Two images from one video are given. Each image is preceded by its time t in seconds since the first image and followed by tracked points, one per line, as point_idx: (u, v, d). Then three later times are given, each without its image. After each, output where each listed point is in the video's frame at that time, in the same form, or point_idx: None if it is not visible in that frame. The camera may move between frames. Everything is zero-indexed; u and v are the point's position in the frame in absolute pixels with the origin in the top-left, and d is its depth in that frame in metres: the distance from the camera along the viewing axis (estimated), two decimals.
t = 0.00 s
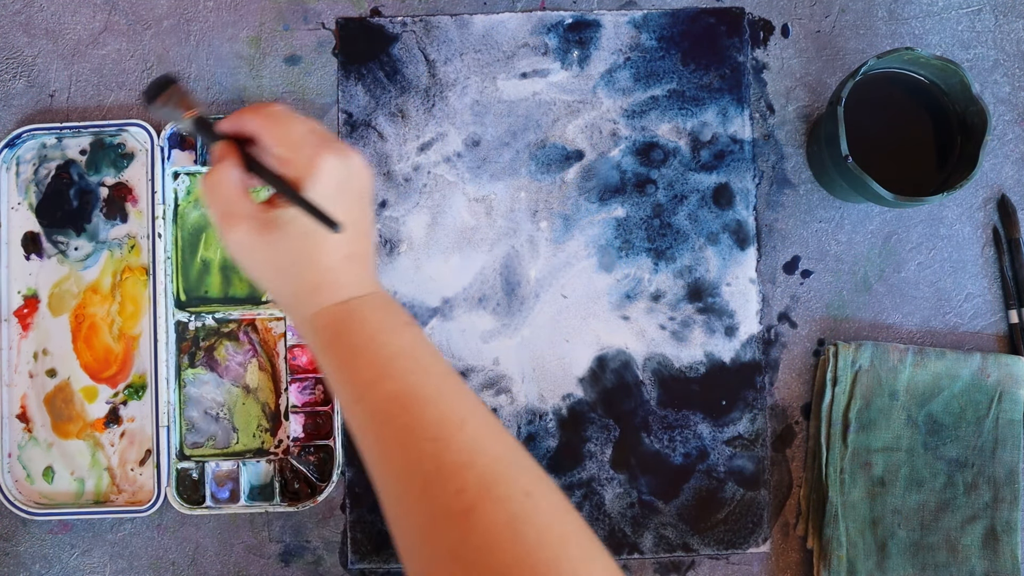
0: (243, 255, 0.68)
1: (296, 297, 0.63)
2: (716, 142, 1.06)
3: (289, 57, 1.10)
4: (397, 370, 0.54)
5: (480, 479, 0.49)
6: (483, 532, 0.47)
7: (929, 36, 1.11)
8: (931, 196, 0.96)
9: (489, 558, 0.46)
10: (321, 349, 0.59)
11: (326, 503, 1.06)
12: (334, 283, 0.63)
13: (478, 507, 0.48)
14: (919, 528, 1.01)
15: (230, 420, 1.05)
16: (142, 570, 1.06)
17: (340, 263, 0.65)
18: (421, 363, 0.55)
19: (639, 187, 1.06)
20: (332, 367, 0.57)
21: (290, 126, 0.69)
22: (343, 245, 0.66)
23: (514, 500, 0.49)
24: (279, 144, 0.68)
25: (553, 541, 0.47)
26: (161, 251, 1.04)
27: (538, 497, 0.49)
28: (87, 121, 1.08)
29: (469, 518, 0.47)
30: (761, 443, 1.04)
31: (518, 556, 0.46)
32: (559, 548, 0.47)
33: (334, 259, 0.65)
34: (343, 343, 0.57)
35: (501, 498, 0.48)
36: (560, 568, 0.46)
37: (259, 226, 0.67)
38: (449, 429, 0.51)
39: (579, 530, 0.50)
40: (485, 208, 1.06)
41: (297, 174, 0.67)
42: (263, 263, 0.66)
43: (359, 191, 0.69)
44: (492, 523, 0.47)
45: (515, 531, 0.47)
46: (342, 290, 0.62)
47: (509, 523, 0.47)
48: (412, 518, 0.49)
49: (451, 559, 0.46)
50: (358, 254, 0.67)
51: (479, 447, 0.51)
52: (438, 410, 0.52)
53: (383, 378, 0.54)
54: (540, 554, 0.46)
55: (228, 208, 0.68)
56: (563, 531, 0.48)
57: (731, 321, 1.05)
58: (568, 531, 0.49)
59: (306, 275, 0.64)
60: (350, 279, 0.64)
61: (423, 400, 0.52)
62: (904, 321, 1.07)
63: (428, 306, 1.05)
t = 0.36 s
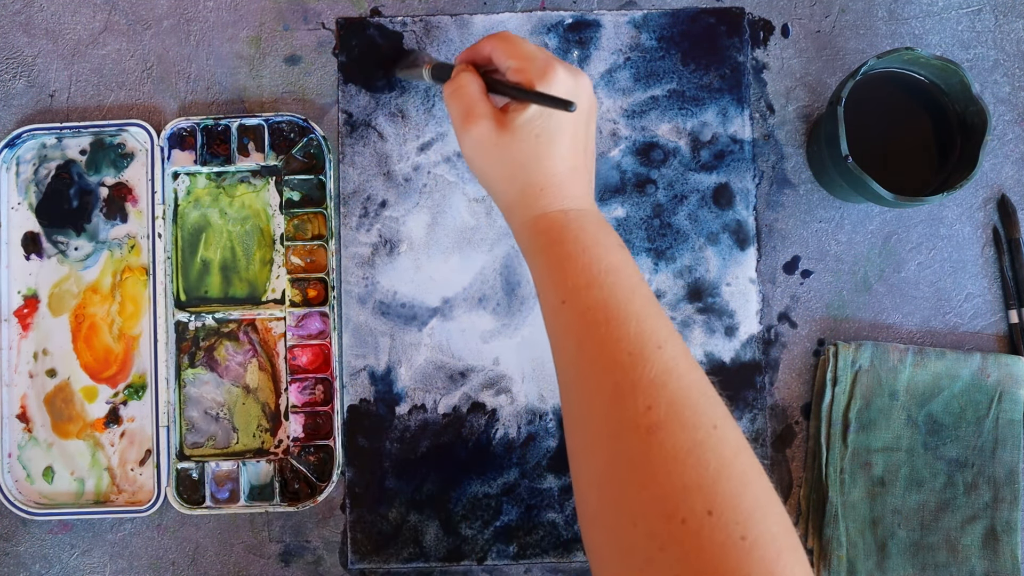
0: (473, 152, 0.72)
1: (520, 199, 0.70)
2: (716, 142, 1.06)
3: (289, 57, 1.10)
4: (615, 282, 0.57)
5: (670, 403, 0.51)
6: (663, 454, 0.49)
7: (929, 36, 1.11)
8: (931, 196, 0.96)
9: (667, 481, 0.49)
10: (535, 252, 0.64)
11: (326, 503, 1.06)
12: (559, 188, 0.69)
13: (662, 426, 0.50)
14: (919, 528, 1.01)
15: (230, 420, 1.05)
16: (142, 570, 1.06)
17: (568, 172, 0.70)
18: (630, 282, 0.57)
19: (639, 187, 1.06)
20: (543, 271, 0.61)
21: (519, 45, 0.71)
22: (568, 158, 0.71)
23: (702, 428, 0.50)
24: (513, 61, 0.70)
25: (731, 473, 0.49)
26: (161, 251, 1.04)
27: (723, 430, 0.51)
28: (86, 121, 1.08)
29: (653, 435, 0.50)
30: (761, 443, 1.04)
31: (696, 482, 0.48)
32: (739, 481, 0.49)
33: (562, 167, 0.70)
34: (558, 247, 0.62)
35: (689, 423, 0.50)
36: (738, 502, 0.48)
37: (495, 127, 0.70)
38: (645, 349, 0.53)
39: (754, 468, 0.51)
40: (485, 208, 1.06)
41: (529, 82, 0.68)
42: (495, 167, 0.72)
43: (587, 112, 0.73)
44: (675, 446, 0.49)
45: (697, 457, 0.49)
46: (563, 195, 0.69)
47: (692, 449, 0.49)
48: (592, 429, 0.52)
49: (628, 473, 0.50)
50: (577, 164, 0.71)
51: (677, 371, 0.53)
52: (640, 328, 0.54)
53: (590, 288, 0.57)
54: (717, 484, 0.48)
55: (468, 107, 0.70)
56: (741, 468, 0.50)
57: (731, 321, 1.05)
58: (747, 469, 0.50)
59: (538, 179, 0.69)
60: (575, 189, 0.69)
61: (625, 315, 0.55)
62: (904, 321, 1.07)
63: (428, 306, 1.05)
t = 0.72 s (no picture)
0: (471, 163, 0.73)
1: (518, 202, 0.69)
2: (716, 142, 1.06)
3: (289, 57, 1.10)
4: (614, 273, 0.57)
5: (676, 385, 0.51)
6: (672, 434, 0.50)
7: (929, 36, 1.11)
8: (931, 195, 0.96)
9: (678, 462, 0.49)
10: (535, 251, 0.64)
11: (326, 503, 1.06)
12: (557, 189, 0.68)
13: (668, 408, 0.51)
14: (919, 528, 1.01)
15: (230, 420, 1.05)
16: (142, 570, 1.06)
17: (566, 173, 0.69)
18: (629, 270, 0.57)
19: (639, 187, 1.06)
20: (544, 268, 0.61)
21: (514, 56, 0.68)
22: (566, 161, 0.70)
23: (708, 407, 0.51)
24: (504, 74, 0.68)
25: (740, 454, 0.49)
26: (161, 251, 1.04)
27: (729, 410, 0.51)
28: (87, 121, 1.08)
29: (661, 417, 0.50)
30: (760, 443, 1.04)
31: (705, 460, 0.49)
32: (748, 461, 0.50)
33: (560, 169, 0.69)
34: (558, 245, 0.62)
35: (694, 403, 0.51)
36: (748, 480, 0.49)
37: (487, 139, 0.70)
38: (649, 334, 0.53)
39: (762, 446, 0.51)
40: (485, 208, 1.06)
41: (519, 95, 0.67)
42: (492, 174, 0.71)
43: (584, 112, 0.71)
44: (684, 427, 0.50)
45: (705, 437, 0.50)
46: (561, 196, 0.68)
47: (700, 429, 0.50)
48: (601, 414, 0.53)
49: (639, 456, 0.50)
50: (576, 164, 0.70)
51: (682, 354, 0.53)
52: (642, 315, 0.54)
53: (590, 280, 0.57)
54: (726, 463, 0.49)
55: (463, 122, 0.71)
56: (751, 448, 0.50)
57: (731, 321, 1.05)
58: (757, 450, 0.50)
59: (534, 182, 0.69)
60: (575, 189, 0.68)
61: (627, 303, 0.55)
62: (904, 321, 1.07)
63: (428, 306, 1.05)
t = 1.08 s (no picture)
0: (460, 273, 0.73)
1: (510, 302, 0.70)
2: (716, 142, 1.06)
3: (289, 57, 1.10)
4: (614, 368, 0.60)
5: (681, 475, 0.54)
6: (682, 525, 0.52)
7: (929, 36, 1.11)
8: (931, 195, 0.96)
9: (689, 552, 0.51)
10: (536, 351, 0.67)
11: (326, 503, 1.06)
12: (548, 286, 0.70)
13: (676, 500, 0.53)
14: (919, 528, 1.01)
15: (230, 420, 1.05)
16: (142, 570, 1.06)
17: (553, 271, 0.70)
18: (628, 363, 0.61)
19: (639, 187, 1.06)
20: (546, 368, 0.64)
21: (478, 158, 0.69)
22: (550, 258, 0.70)
23: (714, 495, 0.53)
24: (475, 179, 0.69)
25: (750, 539, 0.51)
26: (161, 251, 1.04)
27: (735, 496, 0.53)
28: (87, 121, 1.08)
29: (670, 508, 0.53)
30: (761, 444, 1.04)
31: (716, 547, 0.51)
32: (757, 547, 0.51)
33: (547, 267, 0.70)
34: (556, 343, 0.65)
35: (701, 492, 0.53)
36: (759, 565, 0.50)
37: (473, 248, 0.71)
38: (651, 428, 0.56)
39: (772, 528, 0.53)
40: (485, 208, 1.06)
41: (494, 202, 0.67)
42: (481, 281, 0.72)
43: (556, 204, 0.71)
44: (692, 516, 0.52)
45: (715, 525, 0.52)
46: (552, 292, 0.69)
47: (709, 517, 0.52)
48: (611, 508, 0.55)
49: (651, 548, 0.52)
50: (561, 260, 0.71)
51: (685, 444, 0.55)
52: (642, 408, 0.57)
53: (590, 377, 0.61)
54: (737, 548, 0.51)
55: (447, 235, 0.71)
56: (759, 532, 0.52)
57: (731, 321, 1.05)
58: (765, 534, 0.52)
59: (524, 282, 0.70)
60: (565, 282, 0.70)
61: (626, 398, 0.58)
62: (904, 321, 1.07)
63: (428, 306, 1.05)
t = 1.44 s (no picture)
0: (534, 197, 0.76)
1: (579, 239, 0.73)
2: (716, 142, 1.06)
3: (289, 57, 1.10)
4: (675, 323, 0.61)
5: (734, 438, 0.54)
6: (728, 487, 0.52)
7: (929, 36, 1.11)
8: (931, 195, 0.96)
9: (733, 514, 0.52)
10: (596, 293, 0.69)
11: (326, 503, 1.06)
12: (618, 231, 0.73)
13: (726, 461, 0.53)
14: (919, 528, 1.01)
15: (230, 420, 1.05)
16: (142, 570, 1.06)
17: (626, 216, 0.73)
18: (688, 320, 0.62)
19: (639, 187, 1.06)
20: (605, 312, 0.66)
21: (581, 89, 0.75)
22: (626, 202, 0.74)
23: (764, 462, 0.54)
24: (573, 104, 0.74)
25: (794, 510, 0.52)
26: (161, 251, 1.04)
27: (784, 467, 0.54)
28: (86, 121, 1.08)
29: (719, 469, 0.53)
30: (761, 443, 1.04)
31: (762, 513, 0.51)
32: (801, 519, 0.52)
33: (621, 212, 0.73)
34: (618, 289, 0.66)
35: (752, 457, 0.54)
36: (802, 537, 0.51)
37: (553, 172, 0.74)
38: (709, 386, 0.57)
39: (814, 503, 0.54)
40: (485, 208, 1.06)
41: (590, 129, 0.72)
42: (554, 208, 0.75)
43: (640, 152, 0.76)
44: (741, 480, 0.52)
45: (763, 491, 0.52)
46: (621, 239, 0.72)
47: (757, 483, 0.52)
48: (654, 461, 0.56)
49: (695, 507, 0.53)
50: (635, 208, 0.75)
51: (738, 408, 0.56)
52: (701, 366, 0.58)
53: (652, 327, 0.61)
54: (782, 517, 0.51)
55: (531, 152, 0.74)
56: (804, 506, 0.52)
57: (730, 321, 1.05)
58: (808, 507, 0.53)
59: (596, 222, 0.73)
60: (633, 232, 0.73)
61: (687, 353, 0.59)
62: (904, 321, 1.07)
63: (428, 306, 1.05)
